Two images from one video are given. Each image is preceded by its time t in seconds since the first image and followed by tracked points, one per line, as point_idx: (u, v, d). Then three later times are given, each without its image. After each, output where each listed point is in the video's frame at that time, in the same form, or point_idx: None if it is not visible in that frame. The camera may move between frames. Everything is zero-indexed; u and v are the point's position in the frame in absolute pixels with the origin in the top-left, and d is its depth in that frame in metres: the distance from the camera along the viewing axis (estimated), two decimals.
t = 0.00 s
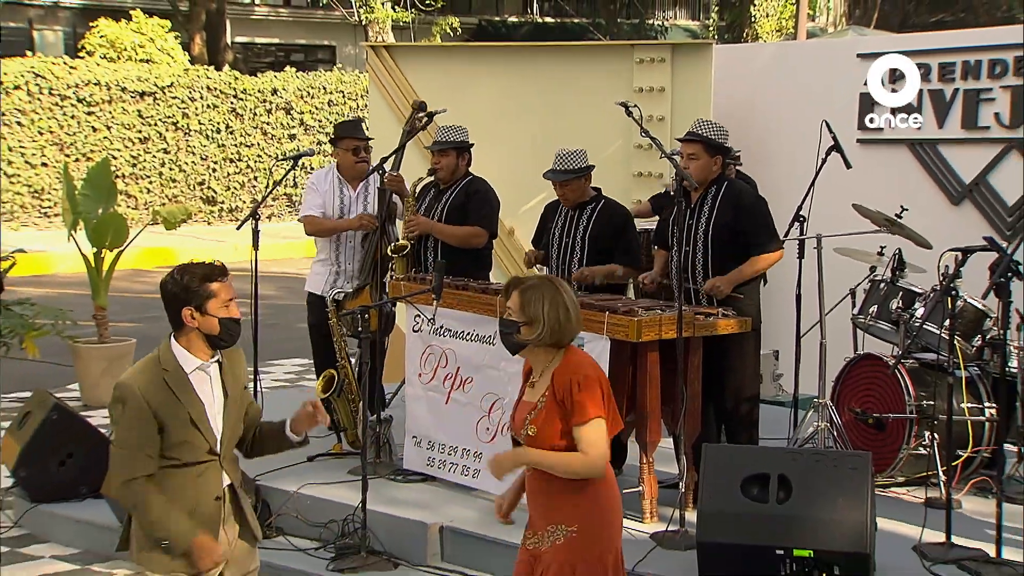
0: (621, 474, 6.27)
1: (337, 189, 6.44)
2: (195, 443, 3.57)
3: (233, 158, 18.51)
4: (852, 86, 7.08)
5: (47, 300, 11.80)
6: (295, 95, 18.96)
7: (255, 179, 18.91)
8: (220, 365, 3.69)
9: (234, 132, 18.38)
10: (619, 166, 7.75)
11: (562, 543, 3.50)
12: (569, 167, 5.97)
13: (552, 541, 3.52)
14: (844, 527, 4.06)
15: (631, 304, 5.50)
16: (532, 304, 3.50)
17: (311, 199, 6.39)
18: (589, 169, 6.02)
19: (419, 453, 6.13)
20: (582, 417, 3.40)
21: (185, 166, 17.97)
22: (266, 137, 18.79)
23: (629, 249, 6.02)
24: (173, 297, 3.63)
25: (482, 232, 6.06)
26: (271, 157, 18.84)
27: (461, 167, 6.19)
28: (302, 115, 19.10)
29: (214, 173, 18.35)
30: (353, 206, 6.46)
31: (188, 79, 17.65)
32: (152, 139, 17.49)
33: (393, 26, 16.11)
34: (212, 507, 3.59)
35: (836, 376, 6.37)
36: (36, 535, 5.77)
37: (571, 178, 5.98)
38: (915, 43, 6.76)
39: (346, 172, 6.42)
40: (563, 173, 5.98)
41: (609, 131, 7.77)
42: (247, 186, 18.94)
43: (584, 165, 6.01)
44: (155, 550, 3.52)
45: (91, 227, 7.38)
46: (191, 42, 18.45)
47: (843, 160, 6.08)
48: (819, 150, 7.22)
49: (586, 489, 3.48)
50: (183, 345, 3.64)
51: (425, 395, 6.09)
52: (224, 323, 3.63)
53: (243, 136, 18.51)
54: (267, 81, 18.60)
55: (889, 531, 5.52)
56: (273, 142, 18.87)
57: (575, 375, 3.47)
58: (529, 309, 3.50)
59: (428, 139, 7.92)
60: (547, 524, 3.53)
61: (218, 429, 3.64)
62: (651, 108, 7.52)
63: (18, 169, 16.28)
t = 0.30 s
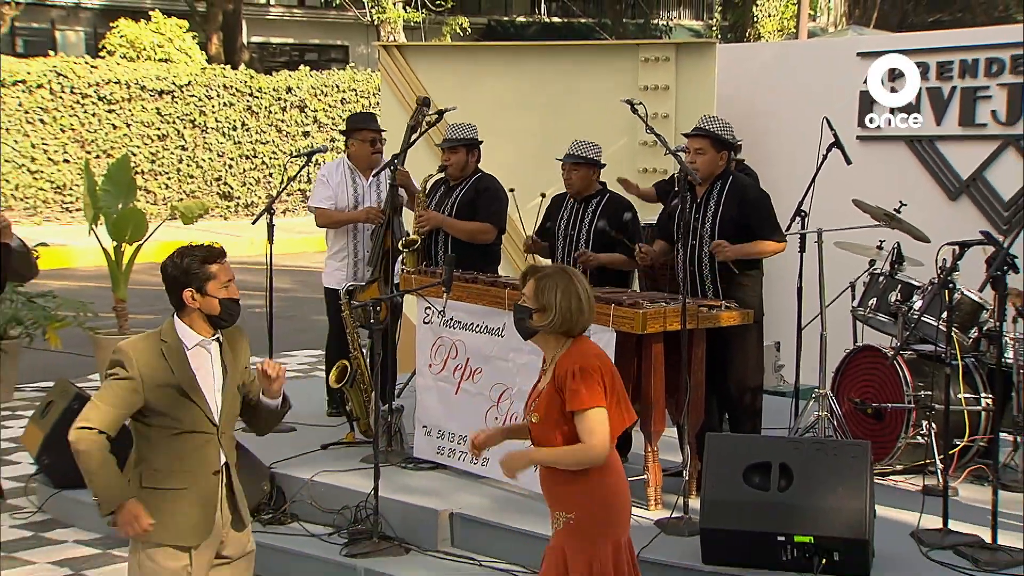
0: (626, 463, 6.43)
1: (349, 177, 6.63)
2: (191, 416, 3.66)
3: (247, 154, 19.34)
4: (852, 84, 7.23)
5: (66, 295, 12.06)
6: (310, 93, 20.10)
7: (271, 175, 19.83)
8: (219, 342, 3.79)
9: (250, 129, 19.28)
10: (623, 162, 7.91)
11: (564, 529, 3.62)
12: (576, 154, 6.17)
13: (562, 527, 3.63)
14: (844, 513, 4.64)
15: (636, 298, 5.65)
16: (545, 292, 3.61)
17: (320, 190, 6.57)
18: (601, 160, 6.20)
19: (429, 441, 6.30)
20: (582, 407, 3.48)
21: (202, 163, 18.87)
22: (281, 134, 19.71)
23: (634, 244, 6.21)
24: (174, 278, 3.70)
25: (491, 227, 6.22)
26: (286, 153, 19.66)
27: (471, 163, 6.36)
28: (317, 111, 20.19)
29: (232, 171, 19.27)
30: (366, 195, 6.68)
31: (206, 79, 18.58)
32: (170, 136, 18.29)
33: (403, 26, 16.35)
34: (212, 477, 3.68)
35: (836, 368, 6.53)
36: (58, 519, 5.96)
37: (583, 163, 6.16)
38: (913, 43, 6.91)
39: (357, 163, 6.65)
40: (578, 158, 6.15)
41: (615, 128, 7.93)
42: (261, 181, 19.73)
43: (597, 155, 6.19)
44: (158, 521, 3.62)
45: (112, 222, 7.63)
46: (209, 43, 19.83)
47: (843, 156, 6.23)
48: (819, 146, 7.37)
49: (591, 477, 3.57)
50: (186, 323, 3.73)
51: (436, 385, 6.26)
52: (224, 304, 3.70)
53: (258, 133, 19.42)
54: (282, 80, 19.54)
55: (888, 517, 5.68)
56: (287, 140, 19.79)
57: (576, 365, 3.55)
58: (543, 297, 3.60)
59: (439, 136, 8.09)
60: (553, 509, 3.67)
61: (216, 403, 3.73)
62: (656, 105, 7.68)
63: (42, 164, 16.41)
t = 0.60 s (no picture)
0: (632, 451, 6.59)
1: (356, 172, 6.82)
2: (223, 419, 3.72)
3: (263, 150, 20.33)
4: (853, 82, 7.38)
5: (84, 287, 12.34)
6: (323, 91, 20.90)
7: (285, 170, 20.80)
8: (238, 343, 3.84)
9: (265, 125, 20.21)
10: (630, 158, 8.10)
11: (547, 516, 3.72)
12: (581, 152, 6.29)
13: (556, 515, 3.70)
14: (845, 499, 4.79)
15: (642, 290, 5.81)
16: (535, 286, 3.69)
17: (327, 186, 6.75)
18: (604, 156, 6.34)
19: (440, 430, 6.47)
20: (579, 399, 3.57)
21: (220, 158, 19.90)
22: (296, 131, 20.61)
23: (641, 237, 6.40)
24: (190, 283, 3.76)
25: (501, 221, 6.39)
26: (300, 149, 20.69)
27: (483, 159, 6.52)
28: (331, 108, 21.07)
29: (248, 165, 20.25)
30: (374, 189, 6.87)
31: (223, 76, 19.57)
32: (189, 133, 19.36)
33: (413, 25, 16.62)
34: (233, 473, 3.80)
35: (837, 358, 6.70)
36: (80, 504, 6.16)
37: (588, 160, 6.29)
38: (912, 41, 7.07)
39: (362, 158, 6.83)
40: (581, 156, 6.28)
41: (621, 125, 8.11)
42: (277, 177, 20.79)
43: (601, 152, 6.33)
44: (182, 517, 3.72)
45: (132, 216, 7.86)
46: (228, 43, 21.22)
47: (844, 151, 6.37)
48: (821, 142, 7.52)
49: (588, 464, 3.67)
50: (204, 327, 3.77)
51: (446, 375, 6.43)
52: (240, 306, 3.78)
53: (274, 130, 20.37)
54: (297, 78, 20.47)
55: (887, 504, 5.84)
56: (302, 136, 20.71)
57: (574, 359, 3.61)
58: (533, 291, 3.70)
59: (450, 132, 8.25)
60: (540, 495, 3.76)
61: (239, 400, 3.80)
62: (661, 102, 7.83)
63: (64, 160, 18.08)
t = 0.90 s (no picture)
0: (637, 439, 6.77)
1: (365, 166, 7.00)
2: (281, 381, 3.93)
3: (280, 145, 21.05)
4: (854, 79, 7.55)
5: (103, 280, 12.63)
6: (337, 88, 21.62)
7: (300, 164, 21.48)
8: (282, 314, 4.04)
9: (281, 121, 20.95)
10: (636, 153, 8.23)
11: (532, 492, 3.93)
12: (593, 145, 6.47)
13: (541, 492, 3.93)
14: (845, 486, 4.97)
15: (648, 281, 5.97)
16: (512, 273, 3.91)
17: (337, 178, 6.94)
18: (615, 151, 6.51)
19: (451, 418, 6.65)
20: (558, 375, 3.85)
21: (236, 153, 20.47)
22: (311, 127, 21.37)
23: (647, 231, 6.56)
24: (235, 263, 3.88)
25: (511, 214, 6.54)
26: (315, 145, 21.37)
27: (492, 154, 6.70)
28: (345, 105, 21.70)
29: (264, 160, 20.92)
30: (380, 182, 7.04)
31: (240, 73, 20.18)
32: (207, 128, 19.95)
33: (424, 24, 16.93)
34: (289, 432, 4.00)
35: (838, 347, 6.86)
36: (104, 489, 6.37)
37: (600, 153, 6.45)
38: (911, 39, 7.22)
39: (370, 152, 7.01)
40: (595, 149, 6.45)
41: (626, 121, 8.25)
42: (292, 171, 21.52)
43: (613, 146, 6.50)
44: (247, 472, 3.90)
45: (152, 210, 8.10)
46: (244, 39, 22.05)
47: (845, 146, 6.53)
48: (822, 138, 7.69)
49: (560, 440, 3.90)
50: (250, 304, 3.93)
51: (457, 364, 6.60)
52: (281, 285, 3.90)
53: (289, 125, 21.06)
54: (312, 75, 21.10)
55: (887, 491, 5.99)
56: (316, 132, 21.50)
57: (551, 337, 3.86)
58: (510, 277, 3.90)
59: (460, 128, 8.43)
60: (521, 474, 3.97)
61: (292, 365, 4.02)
62: (666, 99, 7.98)
63: (87, 156, 18.74)
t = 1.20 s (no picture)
0: (643, 428, 6.93)
1: (376, 166, 7.17)
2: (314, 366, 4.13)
3: (296, 143, 21.44)
4: (856, 77, 7.70)
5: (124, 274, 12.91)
6: (351, 87, 21.80)
7: (317, 162, 21.95)
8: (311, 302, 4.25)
9: (298, 120, 21.36)
10: (643, 149, 8.40)
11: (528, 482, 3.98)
12: (599, 145, 6.60)
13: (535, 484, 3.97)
14: (845, 475, 5.12)
15: (654, 275, 6.14)
16: (507, 265, 3.97)
17: (349, 179, 7.10)
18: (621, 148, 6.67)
19: (462, 408, 6.82)
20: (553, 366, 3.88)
21: (253, 150, 21.00)
22: (326, 125, 21.62)
23: (654, 227, 6.72)
24: (269, 251, 4.09)
25: (520, 209, 6.71)
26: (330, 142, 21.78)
27: (499, 151, 6.85)
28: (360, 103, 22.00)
29: (280, 157, 21.40)
30: (392, 179, 7.23)
31: (256, 73, 20.68)
32: (224, 126, 20.52)
33: (435, 24, 17.25)
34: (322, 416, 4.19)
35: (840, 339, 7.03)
36: (125, 476, 6.57)
37: (605, 154, 6.61)
38: (913, 38, 7.35)
39: (381, 152, 7.17)
40: (598, 150, 6.60)
41: (633, 119, 8.40)
42: (308, 168, 21.82)
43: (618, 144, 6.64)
44: (284, 455, 4.08)
45: (171, 205, 8.31)
46: (261, 39, 22.55)
47: (847, 142, 6.68)
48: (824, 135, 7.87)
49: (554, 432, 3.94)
50: (281, 287, 4.11)
51: (468, 356, 6.77)
52: (315, 275, 4.10)
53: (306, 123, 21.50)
54: (327, 73, 21.49)
55: (887, 479, 6.15)
56: (331, 129, 21.75)
57: (547, 327, 3.91)
58: (505, 269, 3.97)
59: (470, 125, 8.60)
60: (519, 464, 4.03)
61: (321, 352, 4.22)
62: (673, 97, 8.13)
63: (108, 152, 19.41)
